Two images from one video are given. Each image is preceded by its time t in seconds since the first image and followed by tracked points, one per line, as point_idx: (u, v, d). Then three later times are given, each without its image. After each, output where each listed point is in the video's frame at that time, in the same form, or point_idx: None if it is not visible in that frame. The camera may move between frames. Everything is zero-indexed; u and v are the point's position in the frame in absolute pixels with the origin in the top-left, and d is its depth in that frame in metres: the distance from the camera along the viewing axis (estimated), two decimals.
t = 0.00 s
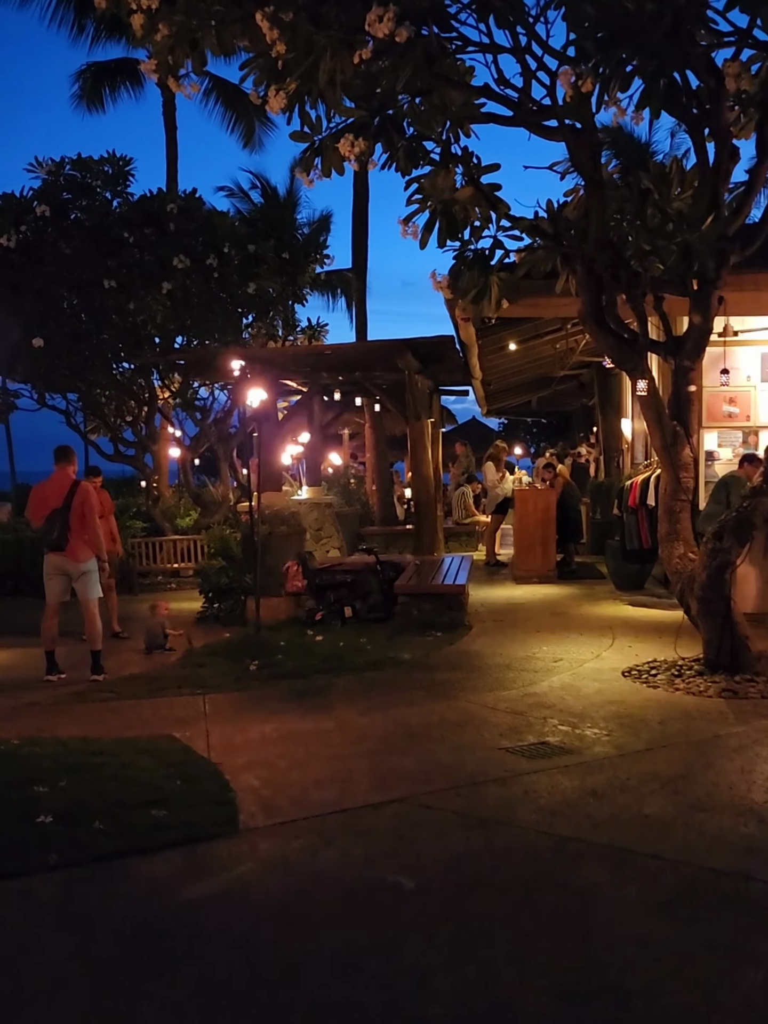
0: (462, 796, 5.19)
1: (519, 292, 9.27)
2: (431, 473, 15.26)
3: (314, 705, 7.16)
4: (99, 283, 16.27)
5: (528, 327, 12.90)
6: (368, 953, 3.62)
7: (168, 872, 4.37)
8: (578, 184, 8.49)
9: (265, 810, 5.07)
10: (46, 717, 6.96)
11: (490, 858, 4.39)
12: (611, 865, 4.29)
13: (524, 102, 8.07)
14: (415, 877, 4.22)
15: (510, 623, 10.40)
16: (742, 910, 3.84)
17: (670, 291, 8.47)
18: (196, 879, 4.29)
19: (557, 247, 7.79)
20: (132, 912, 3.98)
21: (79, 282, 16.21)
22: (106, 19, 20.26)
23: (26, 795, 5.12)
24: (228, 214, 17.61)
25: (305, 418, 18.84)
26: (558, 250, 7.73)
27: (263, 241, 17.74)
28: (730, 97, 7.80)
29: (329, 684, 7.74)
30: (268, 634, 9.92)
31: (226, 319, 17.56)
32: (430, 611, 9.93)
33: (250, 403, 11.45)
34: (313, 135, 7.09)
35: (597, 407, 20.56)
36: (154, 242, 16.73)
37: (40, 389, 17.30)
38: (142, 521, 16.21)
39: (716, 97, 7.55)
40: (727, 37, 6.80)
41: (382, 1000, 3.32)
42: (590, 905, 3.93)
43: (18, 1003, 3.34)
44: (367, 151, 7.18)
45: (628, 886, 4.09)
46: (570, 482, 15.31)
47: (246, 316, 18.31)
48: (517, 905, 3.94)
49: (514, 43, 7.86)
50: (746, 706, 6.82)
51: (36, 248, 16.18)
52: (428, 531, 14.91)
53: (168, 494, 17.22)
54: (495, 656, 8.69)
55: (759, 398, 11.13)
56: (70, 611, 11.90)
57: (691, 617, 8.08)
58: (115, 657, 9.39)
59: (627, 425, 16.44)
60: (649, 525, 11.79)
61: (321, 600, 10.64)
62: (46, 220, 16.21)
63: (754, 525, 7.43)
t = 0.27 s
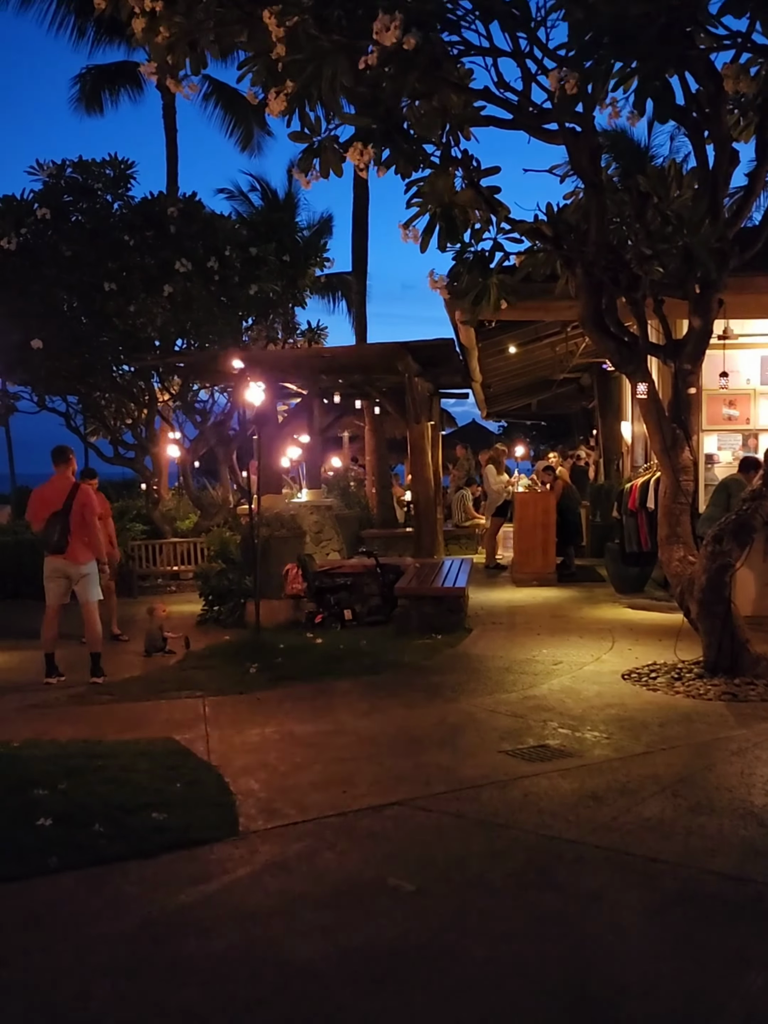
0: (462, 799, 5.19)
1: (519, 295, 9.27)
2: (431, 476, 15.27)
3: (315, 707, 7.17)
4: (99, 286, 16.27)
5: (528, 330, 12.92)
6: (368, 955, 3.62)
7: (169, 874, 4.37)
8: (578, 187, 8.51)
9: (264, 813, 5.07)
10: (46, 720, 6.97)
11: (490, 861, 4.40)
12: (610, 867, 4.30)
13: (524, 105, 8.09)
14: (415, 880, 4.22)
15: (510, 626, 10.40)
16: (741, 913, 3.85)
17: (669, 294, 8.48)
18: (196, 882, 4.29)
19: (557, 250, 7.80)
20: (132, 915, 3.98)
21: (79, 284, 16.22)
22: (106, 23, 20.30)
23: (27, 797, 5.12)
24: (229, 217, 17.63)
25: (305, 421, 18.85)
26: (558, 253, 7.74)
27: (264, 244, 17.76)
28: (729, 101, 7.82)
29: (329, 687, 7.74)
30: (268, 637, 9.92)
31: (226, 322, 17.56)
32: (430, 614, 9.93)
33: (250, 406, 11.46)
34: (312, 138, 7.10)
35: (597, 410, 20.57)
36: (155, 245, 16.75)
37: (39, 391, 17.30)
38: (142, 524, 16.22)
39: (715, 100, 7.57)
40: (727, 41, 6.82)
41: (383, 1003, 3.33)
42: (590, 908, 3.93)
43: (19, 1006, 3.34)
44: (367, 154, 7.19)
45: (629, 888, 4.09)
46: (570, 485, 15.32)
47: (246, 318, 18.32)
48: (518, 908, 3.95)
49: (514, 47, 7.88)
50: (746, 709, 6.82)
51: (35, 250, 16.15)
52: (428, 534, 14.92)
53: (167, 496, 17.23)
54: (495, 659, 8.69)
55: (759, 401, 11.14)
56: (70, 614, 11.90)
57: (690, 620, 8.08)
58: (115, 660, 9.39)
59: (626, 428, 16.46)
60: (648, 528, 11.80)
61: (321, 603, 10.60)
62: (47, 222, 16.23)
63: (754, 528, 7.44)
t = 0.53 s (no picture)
0: (457, 802, 5.19)
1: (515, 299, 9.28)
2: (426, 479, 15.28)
3: (310, 710, 7.16)
4: (95, 288, 16.25)
5: (523, 334, 12.94)
6: (363, 959, 3.62)
7: (163, 878, 4.36)
8: (573, 191, 8.52)
9: (259, 816, 5.06)
10: (40, 723, 6.95)
11: (486, 865, 4.39)
12: (605, 871, 4.30)
13: (519, 109, 8.10)
14: (410, 884, 4.22)
15: (505, 629, 10.40)
16: (736, 917, 3.85)
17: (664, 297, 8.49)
18: (190, 885, 4.28)
19: (552, 253, 7.80)
20: (126, 918, 3.97)
21: (75, 287, 16.20)
22: (101, 26, 20.30)
23: (21, 800, 5.11)
24: (225, 220, 17.63)
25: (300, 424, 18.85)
26: (553, 257, 7.75)
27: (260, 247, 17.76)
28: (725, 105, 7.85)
29: (325, 690, 7.73)
30: (263, 640, 9.91)
31: (222, 325, 17.55)
32: (425, 617, 9.93)
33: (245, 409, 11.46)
34: (308, 140, 7.11)
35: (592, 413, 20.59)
36: (151, 247, 16.74)
37: (34, 394, 17.28)
38: (137, 526, 16.20)
39: (710, 105, 7.59)
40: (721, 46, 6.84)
41: (378, 1006, 3.32)
42: (584, 912, 3.93)
43: (13, 1009, 3.33)
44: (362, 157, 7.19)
45: (623, 892, 4.09)
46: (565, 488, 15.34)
47: (241, 321, 18.31)
48: (513, 911, 3.94)
49: (509, 51, 7.89)
50: (740, 712, 6.83)
51: (30, 252, 16.12)
52: (423, 536, 14.92)
53: (162, 499, 17.22)
54: (490, 662, 8.69)
55: (754, 405, 11.16)
56: (65, 617, 11.88)
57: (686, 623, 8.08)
58: (110, 662, 9.38)
59: (622, 432, 16.48)
60: (643, 531, 11.82)
61: (316, 606, 10.59)
62: (43, 225, 16.23)
63: (748, 531, 7.45)
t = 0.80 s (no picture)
0: (446, 804, 5.20)
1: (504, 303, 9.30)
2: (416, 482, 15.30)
3: (299, 713, 7.16)
4: (84, 291, 16.21)
5: (513, 337, 12.98)
6: (353, 962, 3.62)
7: (152, 881, 4.35)
8: (562, 196, 8.56)
9: (248, 819, 5.06)
10: (29, 726, 6.94)
11: (475, 867, 4.40)
12: (594, 873, 4.31)
13: (508, 114, 8.13)
14: (399, 886, 4.23)
15: (495, 632, 10.42)
16: (724, 919, 3.86)
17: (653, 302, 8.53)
18: (179, 888, 4.28)
19: (541, 258, 7.83)
20: (114, 922, 3.96)
21: (64, 289, 16.16)
22: (89, 30, 20.28)
23: (9, 804, 5.10)
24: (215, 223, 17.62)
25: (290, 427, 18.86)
26: (542, 261, 7.78)
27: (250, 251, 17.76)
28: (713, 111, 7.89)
29: (314, 693, 7.74)
30: (253, 642, 9.91)
31: (212, 328, 17.54)
32: (414, 620, 9.95)
33: (235, 412, 11.45)
34: (298, 144, 7.12)
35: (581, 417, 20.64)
36: (141, 250, 16.73)
37: (24, 396, 17.24)
38: (126, 529, 16.16)
39: (699, 111, 7.63)
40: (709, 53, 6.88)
41: (367, 1009, 3.32)
42: (573, 914, 3.94)
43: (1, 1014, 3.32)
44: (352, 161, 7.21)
45: (612, 894, 4.11)
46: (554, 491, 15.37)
47: (231, 324, 18.29)
48: (502, 914, 3.96)
49: (499, 56, 7.92)
50: (729, 715, 6.86)
51: (19, 254, 16.04)
52: (412, 539, 14.95)
53: (152, 501, 17.19)
54: (479, 665, 8.71)
55: (742, 409, 11.21)
56: (54, 620, 11.85)
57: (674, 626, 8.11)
58: (99, 665, 9.35)
59: (611, 436, 16.53)
60: (633, 535, 11.85)
61: (305, 609, 10.60)
62: (32, 227, 16.22)
63: (737, 535, 7.48)
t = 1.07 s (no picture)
0: (426, 808, 5.20)
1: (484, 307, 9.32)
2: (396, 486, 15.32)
3: (279, 717, 7.14)
4: (63, 294, 16.18)
5: (493, 342, 13.02)
6: (332, 966, 3.61)
7: (130, 887, 4.33)
8: (542, 200, 8.59)
9: (227, 824, 5.04)
10: (6, 731, 6.88)
11: (454, 871, 4.40)
12: (573, 877, 4.32)
13: (488, 119, 8.16)
14: (379, 890, 4.22)
15: (475, 636, 10.43)
16: (703, 921, 3.88)
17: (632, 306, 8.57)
18: (157, 894, 4.25)
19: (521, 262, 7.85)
20: (92, 928, 3.94)
21: (43, 292, 16.09)
22: (70, 33, 20.22)
23: None
24: (196, 226, 17.59)
25: (270, 431, 18.84)
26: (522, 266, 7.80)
27: (232, 254, 17.73)
28: (691, 117, 7.94)
29: (294, 697, 7.72)
30: (233, 647, 9.87)
31: (192, 331, 17.51)
32: (395, 624, 9.95)
33: (215, 415, 11.43)
34: (277, 146, 7.11)
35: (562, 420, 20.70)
36: (122, 253, 16.81)
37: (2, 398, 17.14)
38: (106, 533, 16.09)
39: (677, 117, 7.68)
40: (688, 59, 6.92)
41: (345, 1014, 3.31)
42: (552, 917, 3.94)
43: None
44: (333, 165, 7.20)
45: (590, 897, 4.11)
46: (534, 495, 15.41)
47: (212, 327, 18.25)
48: (480, 917, 3.96)
49: (479, 61, 7.95)
50: (707, 718, 6.89)
51: None
52: (393, 543, 14.96)
53: (131, 504, 17.12)
54: (459, 668, 8.71)
55: (720, 413, 11.27)
56: (32, 624, 11.77)
57: (653, 630, 8.13)
58: (77, 670, 9.30)
59: (591, 440, 16.59)
60: (613, 538, 11.91)
61: (286, 613, 10.61)
62: (11, 227, 16.24)
63: (715, 539, 7.52)
